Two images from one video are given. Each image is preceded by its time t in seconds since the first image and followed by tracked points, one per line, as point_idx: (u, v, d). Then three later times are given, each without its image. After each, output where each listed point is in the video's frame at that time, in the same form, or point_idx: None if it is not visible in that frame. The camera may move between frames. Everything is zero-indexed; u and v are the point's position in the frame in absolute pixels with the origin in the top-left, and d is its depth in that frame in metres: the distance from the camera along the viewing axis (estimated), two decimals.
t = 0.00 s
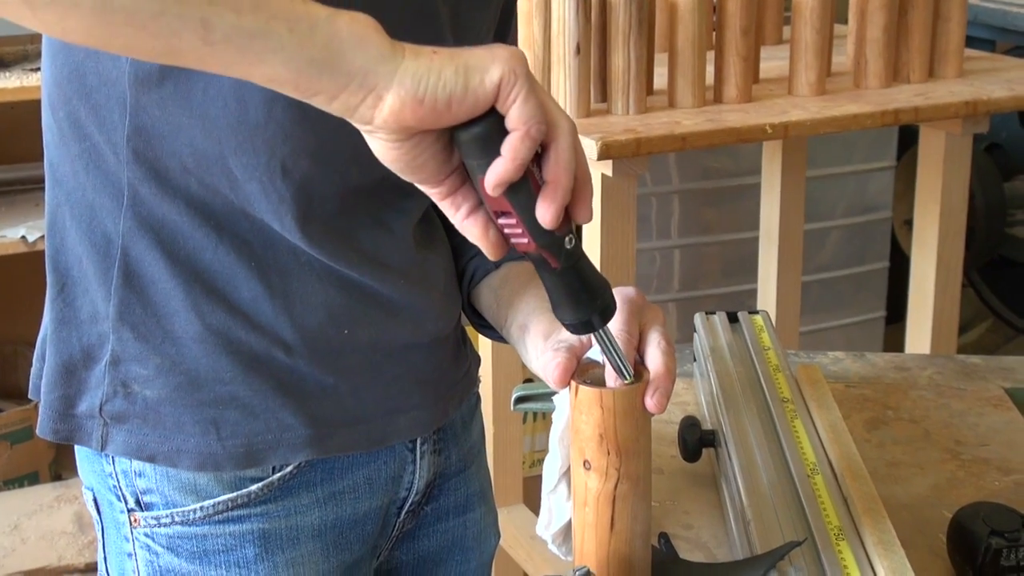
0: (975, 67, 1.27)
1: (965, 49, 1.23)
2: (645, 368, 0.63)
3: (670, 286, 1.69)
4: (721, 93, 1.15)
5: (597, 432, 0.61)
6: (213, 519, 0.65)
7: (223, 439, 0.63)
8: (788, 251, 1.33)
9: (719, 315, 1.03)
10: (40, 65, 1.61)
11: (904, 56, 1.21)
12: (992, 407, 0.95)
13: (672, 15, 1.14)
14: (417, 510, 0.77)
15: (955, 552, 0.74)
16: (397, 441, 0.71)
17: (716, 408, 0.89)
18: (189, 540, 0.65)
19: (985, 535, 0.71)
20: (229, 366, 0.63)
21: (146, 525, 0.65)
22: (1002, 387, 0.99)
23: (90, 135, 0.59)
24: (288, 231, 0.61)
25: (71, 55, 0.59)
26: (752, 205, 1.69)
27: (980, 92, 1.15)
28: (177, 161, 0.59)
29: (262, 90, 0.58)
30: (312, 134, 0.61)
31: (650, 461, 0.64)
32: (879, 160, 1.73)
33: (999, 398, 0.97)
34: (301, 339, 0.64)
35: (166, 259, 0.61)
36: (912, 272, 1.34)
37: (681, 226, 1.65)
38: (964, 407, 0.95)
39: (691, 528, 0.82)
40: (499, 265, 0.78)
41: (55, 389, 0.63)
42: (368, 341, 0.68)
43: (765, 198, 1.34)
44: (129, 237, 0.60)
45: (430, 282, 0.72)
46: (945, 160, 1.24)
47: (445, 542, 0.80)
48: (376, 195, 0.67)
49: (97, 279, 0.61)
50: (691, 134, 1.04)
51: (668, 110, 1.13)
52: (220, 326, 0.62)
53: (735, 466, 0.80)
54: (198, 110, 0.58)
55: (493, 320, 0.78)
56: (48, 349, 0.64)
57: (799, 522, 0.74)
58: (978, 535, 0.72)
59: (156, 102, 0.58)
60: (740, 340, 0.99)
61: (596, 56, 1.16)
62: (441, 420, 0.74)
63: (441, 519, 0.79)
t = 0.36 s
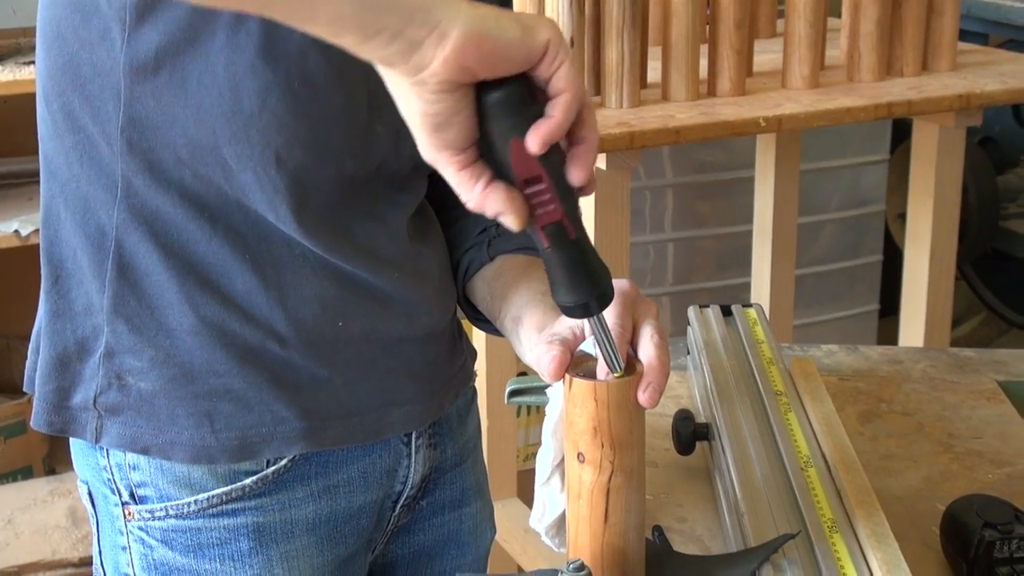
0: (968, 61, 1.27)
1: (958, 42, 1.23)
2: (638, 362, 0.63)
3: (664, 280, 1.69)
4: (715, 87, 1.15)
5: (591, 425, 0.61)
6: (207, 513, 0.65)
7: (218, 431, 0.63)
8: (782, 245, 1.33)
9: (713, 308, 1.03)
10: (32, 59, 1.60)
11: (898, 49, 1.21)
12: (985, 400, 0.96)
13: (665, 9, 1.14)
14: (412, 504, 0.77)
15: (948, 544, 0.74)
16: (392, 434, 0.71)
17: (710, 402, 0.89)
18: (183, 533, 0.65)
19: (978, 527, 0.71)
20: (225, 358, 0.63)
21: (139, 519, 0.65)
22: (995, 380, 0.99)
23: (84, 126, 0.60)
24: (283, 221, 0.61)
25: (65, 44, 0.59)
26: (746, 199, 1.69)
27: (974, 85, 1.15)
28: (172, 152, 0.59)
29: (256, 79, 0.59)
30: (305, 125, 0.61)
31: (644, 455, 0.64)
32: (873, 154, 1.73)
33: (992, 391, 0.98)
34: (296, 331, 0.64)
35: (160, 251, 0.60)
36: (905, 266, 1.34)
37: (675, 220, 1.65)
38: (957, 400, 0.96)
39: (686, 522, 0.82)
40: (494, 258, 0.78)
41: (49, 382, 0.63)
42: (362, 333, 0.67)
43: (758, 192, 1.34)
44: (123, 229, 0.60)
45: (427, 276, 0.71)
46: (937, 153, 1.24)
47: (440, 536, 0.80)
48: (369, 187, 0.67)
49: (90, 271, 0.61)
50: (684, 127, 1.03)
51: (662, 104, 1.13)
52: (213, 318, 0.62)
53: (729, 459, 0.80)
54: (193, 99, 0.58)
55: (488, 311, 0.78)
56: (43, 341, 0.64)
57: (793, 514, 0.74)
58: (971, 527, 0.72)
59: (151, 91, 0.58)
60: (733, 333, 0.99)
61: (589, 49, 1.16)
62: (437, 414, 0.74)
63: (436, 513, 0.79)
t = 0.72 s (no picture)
0: (962, 54, 1.27)
1: (952, 35, 1.23)
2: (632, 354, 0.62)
3: (659, 274, 1.69)
4: (710, 82, 1.14)
5: (587, 420, 0.61)
6: (194, 507, 0.66)
7: (202, 416, 0.64)
8: (776, 238, 1.33)
9: (707, 301, 1.03)
10: (26, 55, 1.60)
11: (892, 42, 1.21)
12: (980, 393, 0.96)
13: (659, 3, 1.13)
14: (401, 498, 0.77)
15: (942, 537, 0.75)
16: (378, 428, 0.71)
17: (705, 396, 0.89)
18: (169, 527, 0.67)
19: (971, 520, 0.71)
20: (212, 343, 0.63)
21: (128, 513, 0.66)
22: (989, 373, 1.00)
23: (77, 108, 0.60)
24: (276, 204, 0.62)
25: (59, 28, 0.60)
26: (742, 193, 1.69)
27: (968, 78, 1.16)
28: (164, 132, 0.60)
29: (255, 59, 0.60)
30: (296, 108, 0.62)
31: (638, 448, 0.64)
32: (868, 147, 1.73)
33: (986, 383, 0.98)
34: (283, 321, 0.64)
35: (150, 232, 0.60)
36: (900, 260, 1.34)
37: (670, 214, 1.65)
38: (952, 393, 0.96)
39: (679, 515, 0.82)
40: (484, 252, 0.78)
41: (39, 362, 0.63)
42: (352, 325, 0.67)
43: (752, 185, 1.34)
44: (112, 208, 0.60)
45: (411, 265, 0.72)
46: (932, 146, 1.24)
47: (430, 529, 0.81)
48: (357, 178, 0.67)
49: (79, 251, 0.61)
50: (679, 121, 1.03)
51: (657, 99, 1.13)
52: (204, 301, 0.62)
53: (723, 452, 0.81)
54: (189, 76, 0.59)
55: (478, 305, 0.78)
56: (33, 323, 0.64)
57: (788, 508, 0.74)
58: (965, 520, 0.72)
59: (145, 70, 0.59)
60: (728, 327, 0.99)
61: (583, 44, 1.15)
62: (425, 407, 0.74)
63: (425, 506, 0.80)
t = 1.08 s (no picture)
0: (956, 49, 1.27)
1: (946, 31, 1.23)
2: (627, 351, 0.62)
3: (653, 270, 1.69)
4: (705, 77, 1.14)
5: (582, 416, 0.61)
6: (178, 498, 0.66)
7: (188, 394, 0.63)
8: (770, 233, 1.33)
9: (702, 297, 1.03)
10: (19, 51, 1.60)
11: (886, 37, 1.21)
12: (974, 387, 0.96)
13: None
14: (388, 490, 0.77)
15: (936, 531, 0.75)
16: (363, 418, 0.72)
17: (699, 390, 0.90)
18: (154, 519, 0.67)
19: (966, 515, 0.71)
20: (201, 322, 0.63)
21: (112, 504, 0.66)
22: (983, 368, 1.00)
23: (75, 83, 0.60)
24: (273, 182, 0.62)
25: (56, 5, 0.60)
26: (737, 189, 1.69)
27: (962, 74, 1.16)
28: (163, 108, 0.60)
29: (258, 37, 0.61)
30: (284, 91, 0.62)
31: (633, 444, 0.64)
32: (863, 143, 1.73)
33: (981, 378, 0.98)
34: (271, 310, 0.65)
35: (146, 207, 0.60)
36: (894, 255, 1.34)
37: (664, 209, 1.65)
38: (947, 388, 0.96)
39: (673, 510, 0.82)
40: (474, 248, 0.78)
41: (31, 339, 0.63)
42: (342, 318, 0.68)
43: (747, 181, 1.34)
44: (107, 181, 0.60)
45: (396, 253, 0.72)
46: (925, 141, 1.24)
47: (418, 522, 0.81)
48: (347, 167, 0.67)
49: (69, 225, 0.61)
50: (674, 116, 1.03)
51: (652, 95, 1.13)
52: (201, 276, 0.63)
53: (717, 448, 0.81)
54: (193, 50, 0.60)
55: (468, 300, 0.78)
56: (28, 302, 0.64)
57: (782, 503, 0.74)
58: (960, 515, 0.72)
59: (145, 46, 0.59)
60: (722, 322, 0.99)
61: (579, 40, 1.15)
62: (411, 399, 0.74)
63: (412, 499, 0.80)
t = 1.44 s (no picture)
0: (945, 45, 1.27)
1: (935, 26, 1.24)
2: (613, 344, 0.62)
3: (643, 264, 1.70)
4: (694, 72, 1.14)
5: (568, 409, 0.61)
6: (165, 486, 0.66)
7: (174, 376, 0.63)
8: (758, 227, 1.33)
9: (690, 291, 1.04)
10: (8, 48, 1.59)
11: (875, 32, 1.21)
12: (961, 381, 0.96)
13: None
14: (375, 480, 0.78)
15: (923, 525, 0.75)
16: (350, 407, 0.72)
17: (687, 384, 0.90)
18: (141, 506, 0.67)
19: (953, 509, 0.72)
20: (189, 306, 0.63)
21: (101, 493, 0.66)
22: (971, 362, 1.00)
23: (67, 66, 0.60)
24: (265, 165, 0.63)
25: None
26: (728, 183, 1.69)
27: (951, 68, 1.16)
28: (156, 91, 0.60)
29: (253, 18, 0.61)
30: (274, 82, 0.62)
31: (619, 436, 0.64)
32: (853, 137, 1.74)
33: (968, 371, 0.98)
34: (259, 295, 0.65)
35: (135, 190, 0.60)
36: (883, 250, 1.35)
37: (654, 204, 1.65)
38: (934, 381, 0.96)
39: (660, 503, 0.82)
40: (461, 242, 0.78)
41: (20, 320, 0.63)
42: (332, 306, 0.68)
43: (736, 177, 1.34)
44: (99, 163, 0.60)
45: (383, 244, 0.72)
46: (914, 136, 1.25)
47: (405, 512, 0.81)
48: (335, 157, 0.68)
49: (57, 208, 0.61)
50: (662, 111, 1.03)
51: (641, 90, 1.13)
52: (190, 259, 0.63)
53: (705, 440, 0.81)
54: (185, 34, 0.60)
55: (455, 294, 0.78)
56: (17, 284, 0.65)
57: (770, 496, 0.75)
58: (946, 508, 0.72)
59: (139, 28, 0.59)
60: (710, 316, 1.00)
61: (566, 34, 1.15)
62: (397, 388, 0.74)
63: (399, 488, 0.80)
